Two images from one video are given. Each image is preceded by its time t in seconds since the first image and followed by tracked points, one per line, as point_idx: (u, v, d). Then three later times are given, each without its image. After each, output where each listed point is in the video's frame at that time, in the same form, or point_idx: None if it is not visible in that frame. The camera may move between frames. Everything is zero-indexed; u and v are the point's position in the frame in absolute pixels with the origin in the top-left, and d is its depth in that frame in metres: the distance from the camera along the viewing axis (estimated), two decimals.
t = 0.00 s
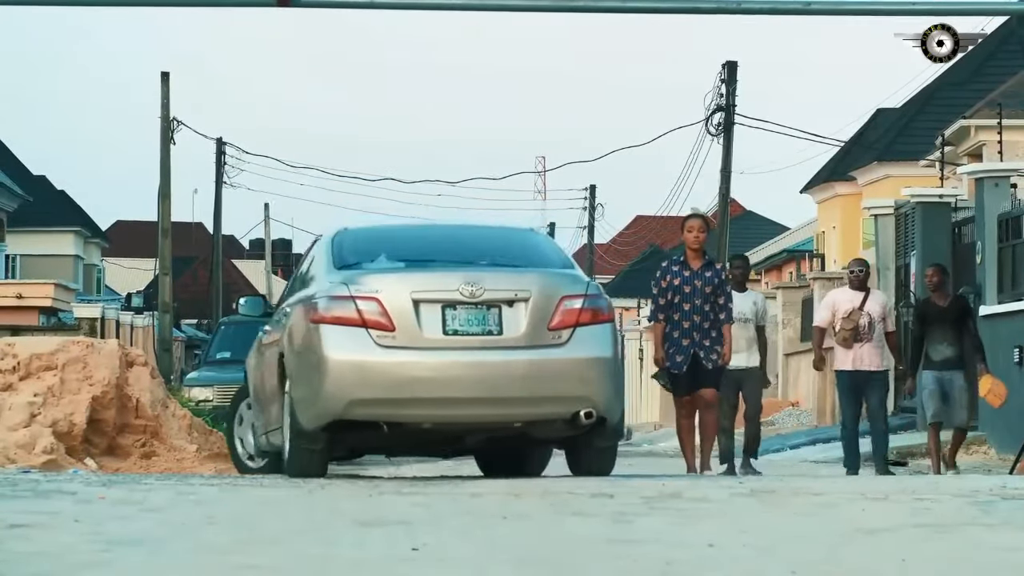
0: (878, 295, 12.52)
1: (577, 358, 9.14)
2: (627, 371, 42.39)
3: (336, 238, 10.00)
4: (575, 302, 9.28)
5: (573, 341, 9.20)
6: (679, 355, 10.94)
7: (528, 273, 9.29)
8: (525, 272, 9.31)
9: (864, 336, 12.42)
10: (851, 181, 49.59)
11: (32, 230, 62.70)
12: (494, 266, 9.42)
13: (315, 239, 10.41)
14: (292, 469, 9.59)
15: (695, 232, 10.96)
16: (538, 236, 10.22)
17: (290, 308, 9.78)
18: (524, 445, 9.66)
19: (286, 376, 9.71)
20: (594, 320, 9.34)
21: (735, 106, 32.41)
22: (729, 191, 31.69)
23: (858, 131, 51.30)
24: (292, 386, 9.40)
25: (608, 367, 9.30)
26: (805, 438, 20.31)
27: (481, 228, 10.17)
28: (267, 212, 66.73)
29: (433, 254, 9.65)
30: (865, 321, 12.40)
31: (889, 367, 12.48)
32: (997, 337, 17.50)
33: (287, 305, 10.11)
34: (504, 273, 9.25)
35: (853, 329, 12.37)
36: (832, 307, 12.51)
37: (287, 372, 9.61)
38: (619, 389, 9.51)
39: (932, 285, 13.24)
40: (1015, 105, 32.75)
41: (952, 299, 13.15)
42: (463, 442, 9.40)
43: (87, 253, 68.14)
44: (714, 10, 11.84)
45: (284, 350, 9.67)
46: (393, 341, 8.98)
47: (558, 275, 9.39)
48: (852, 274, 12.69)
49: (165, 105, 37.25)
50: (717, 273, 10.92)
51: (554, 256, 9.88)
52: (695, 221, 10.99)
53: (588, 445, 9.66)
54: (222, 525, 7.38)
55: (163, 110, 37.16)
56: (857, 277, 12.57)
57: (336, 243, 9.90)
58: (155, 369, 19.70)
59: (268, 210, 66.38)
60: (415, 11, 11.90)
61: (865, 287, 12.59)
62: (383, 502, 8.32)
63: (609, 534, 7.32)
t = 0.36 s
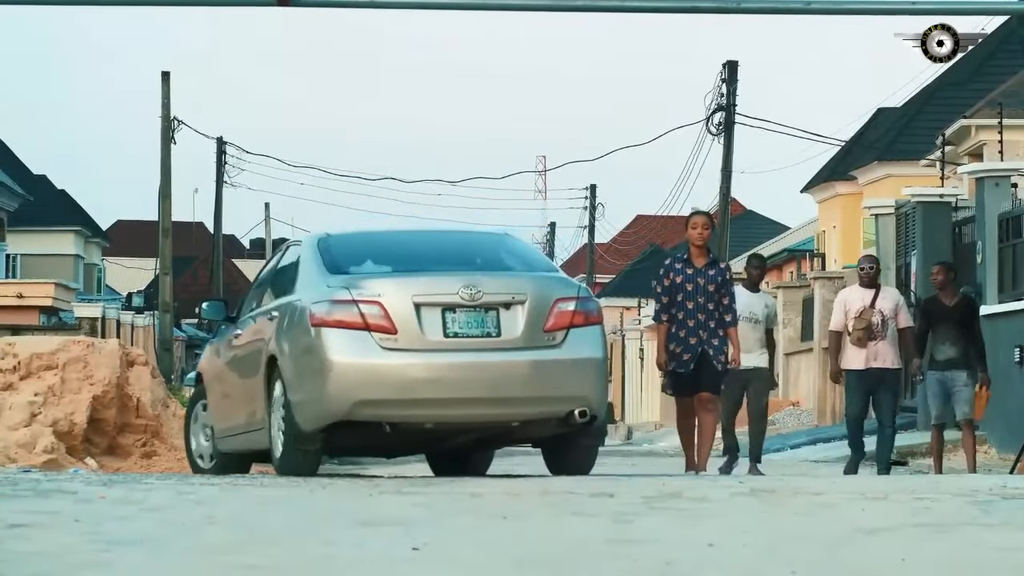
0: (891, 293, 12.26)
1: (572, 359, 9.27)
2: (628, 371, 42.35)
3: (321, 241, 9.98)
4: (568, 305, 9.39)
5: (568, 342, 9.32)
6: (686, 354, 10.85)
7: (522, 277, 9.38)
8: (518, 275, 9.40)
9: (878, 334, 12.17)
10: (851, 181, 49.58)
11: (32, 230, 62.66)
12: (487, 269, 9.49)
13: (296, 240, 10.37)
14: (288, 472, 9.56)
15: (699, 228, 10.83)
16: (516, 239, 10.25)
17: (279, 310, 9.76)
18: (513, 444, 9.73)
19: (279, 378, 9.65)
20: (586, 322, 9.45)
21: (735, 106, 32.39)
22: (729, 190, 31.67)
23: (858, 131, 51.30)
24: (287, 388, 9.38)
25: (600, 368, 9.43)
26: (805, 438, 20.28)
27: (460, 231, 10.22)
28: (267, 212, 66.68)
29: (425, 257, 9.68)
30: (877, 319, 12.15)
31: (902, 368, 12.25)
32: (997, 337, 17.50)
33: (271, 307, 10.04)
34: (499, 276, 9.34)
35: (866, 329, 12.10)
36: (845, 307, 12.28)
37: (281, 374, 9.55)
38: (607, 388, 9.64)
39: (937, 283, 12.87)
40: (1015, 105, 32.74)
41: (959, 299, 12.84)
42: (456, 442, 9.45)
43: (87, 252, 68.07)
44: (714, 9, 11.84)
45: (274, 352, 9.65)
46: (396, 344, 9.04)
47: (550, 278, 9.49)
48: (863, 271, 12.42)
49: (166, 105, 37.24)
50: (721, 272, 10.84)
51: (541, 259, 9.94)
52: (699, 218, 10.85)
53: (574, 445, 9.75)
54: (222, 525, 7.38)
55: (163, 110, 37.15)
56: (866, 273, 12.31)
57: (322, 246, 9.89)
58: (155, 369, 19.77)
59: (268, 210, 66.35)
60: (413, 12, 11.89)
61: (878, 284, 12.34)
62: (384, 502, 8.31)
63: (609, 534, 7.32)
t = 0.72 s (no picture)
0: (890, 292, 12.28)
1: (547, 365, 9.61)
2: (629, 371, 42.31)
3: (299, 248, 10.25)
4: (543, 314, 9.73)
5: (543, 350, 9.66)
6: (684, 349, 10.71)
7: (499, 287, 9.71)
8: (495, 285, 9.73)
9: (877, 336, 12.16)
10: (852, 181, 49.58)
11: (32, 230, 62.64)
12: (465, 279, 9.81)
13: (271, 246, 10.60)
14: (266, 473, 9.75)
15: (700, 225, 10.63)
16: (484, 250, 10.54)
17: (258, 315, 10.01)
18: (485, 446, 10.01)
19: (259, 381, 9.89)
20: (560, 331, 9.79)
21: (736, 105, 32.37)
22: (730, 190, 31.65)
23: (859, 131, 51.28)
24: (269, 391, 9.65)
25: (572, 375, 9.78)
26: (805, 438, 20.23)
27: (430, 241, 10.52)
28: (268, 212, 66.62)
29: (404, 266, 9.97)
30: (876, 320, 12.15)
31: (902, 370, 12.24)
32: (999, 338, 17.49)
33: (247, 313, 10.28)
34: (477, 286, 9.66)
35: (864, 330, 12.11)
36: (843, 310, 12.31)
37: (262, 378, 9.77)
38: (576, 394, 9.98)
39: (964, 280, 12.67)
40: (1016, 105, 32.73)
41: (982, 297, 12.60)
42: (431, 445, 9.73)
43: (87, 253, 68.04)
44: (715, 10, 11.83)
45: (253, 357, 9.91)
46: (380, 349, 9.35)
47: (525, 288, 9.83)
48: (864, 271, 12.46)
49: (166, 105, 37.21)
50: (723, 268, 10.68)
51: (512, 269, 10.27)
52: (701, 214, 10.63)
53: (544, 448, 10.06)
54: (222, 525, 7.37)
55: (163, 110, 37.11)
56: (866, 274, 12.32)
57: (301, 253, 10.14)
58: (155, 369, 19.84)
59: (269, 210, 66.26)
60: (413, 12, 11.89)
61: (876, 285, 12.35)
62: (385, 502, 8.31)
63: (609, 534, 7.31)
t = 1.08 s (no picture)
0: (889, 287, 12.20)
1: (503, 373, 9.89)
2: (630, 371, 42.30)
3: (263, 262, 10.44)
4: (499, 323, 9.98)
5: (500, 358, 9.92)
6: (666, 344, 10.68)
7: (456, 297, 9.94)
8: (452, 295, 9.96)
9: (871, 329, 12.11)
10: (853, 181, 49.53)
11: (33, 230, 62.61)
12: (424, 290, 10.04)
13: (237, 258, 10.80)
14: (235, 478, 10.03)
15: (688, 218, 10.58)
16: (443, 260, 10.75)
17: (225, 327, 10.22)
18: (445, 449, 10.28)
19: (227, 392, 10.12)
20: (514, 338, 10.05)
21: (737, 106, 32.36)
22: (731, 190, 31.64)
23: (860, 131, 51.25)
24: (235, 401, 9.89)
25: (526, 381, 10.06)
26: (807, 438, 20.24)
27: (389, 252, 10.73)
28: (268, 212, 66.57)
29: (364, 276, 10.20)
30: (871, 313, 12.10)
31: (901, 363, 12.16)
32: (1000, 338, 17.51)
33: (214, 324, 10.49)
34: (435, 296, 9.89)
35: (858, 322, 12.08)
36: (840, 299, 12.26)
37: (230, 389, 10.02)
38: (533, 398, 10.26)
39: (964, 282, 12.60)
40: (1017, 105, 32.71)
41: (983, 298, 12.56)
42: (394, 450, 10.00)
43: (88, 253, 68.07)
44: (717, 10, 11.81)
45: (221, 366, 10.14)
46: (342, 360, 9.58)
47: (481, 297, 10.07)
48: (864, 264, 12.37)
49: (167, 105, 37.22)
50: (709, 262, 10.64)
51: (468, 278, 10.51)
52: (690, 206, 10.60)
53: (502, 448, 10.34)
54: (224, 525, 7.38)
55: (164, 110, 37.13)
56: (867, 266, 12.30)
57: (265, 267, 10.33)
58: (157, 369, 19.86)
59: (269, 210, 66.20)
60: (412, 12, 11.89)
61: (876, 278, 12.25)
62: (385, 502, 8.31)
63: (610, 534, 7.31)
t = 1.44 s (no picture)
0: (899, 286, 12.12)
1: (466, 375, 10.22)
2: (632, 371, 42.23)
3: (240, 270, 10.84)
4: (461, 326, 10.30)
5: (462, 360, 10.25)
6: (661, 339, 10.62)
7: (420, 302, 10.26)
8: (417, 299, 10.29)
9: (882, 330, 12.05)
10: (854, 181, 49.51)
11: (34, 230, 62.56)
12: (390, 295, 10.37)
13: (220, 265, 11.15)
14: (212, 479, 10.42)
15: (679, 210, 10.55)
16: (416, 265, 11.04)
17: (203, 332, 10.62)
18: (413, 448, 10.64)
19: (203, 398, 10.49)
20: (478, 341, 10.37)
21: (738, 106, 32.35)
22: (732, 191, 31.62)
23: (861, 131, 51.22)
24: (210, 403, 10.31)
25: (489, 383, 10.39)
26: (810, 438, 20.23)
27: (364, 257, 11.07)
28: (269, 212, 66.50)
29: (335, 282, 10.54)
30: (882, 313, 12.04)
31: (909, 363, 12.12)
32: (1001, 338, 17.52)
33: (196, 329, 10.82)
34: (400, 301, 10.22)
35: (869, 323, 12.02)
36: (850, 299, 12.15)
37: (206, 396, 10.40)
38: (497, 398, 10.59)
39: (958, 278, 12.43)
40: (1019, 105, 32.70)
41: (978, 295, 12.41)
42: (364, 450, 10.37)
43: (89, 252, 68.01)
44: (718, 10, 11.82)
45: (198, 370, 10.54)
46: (308, 364, 9.96)
47: (445, 301, 10.40)
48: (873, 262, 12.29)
49: (168, 105, 37.20)
50: (703, 253, 10.60)
51: (437, 282, 10.82)
52: (680, 199, 10.54)
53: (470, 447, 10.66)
54: (224, 525, 7.38)
55: (166, 111, 37.11)
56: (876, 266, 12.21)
57: (242, 275, 10.72)
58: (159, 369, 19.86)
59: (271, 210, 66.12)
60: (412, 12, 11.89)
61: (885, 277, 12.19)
62: (387, 502, 8.31)
63: (610, 534, 7.31)
